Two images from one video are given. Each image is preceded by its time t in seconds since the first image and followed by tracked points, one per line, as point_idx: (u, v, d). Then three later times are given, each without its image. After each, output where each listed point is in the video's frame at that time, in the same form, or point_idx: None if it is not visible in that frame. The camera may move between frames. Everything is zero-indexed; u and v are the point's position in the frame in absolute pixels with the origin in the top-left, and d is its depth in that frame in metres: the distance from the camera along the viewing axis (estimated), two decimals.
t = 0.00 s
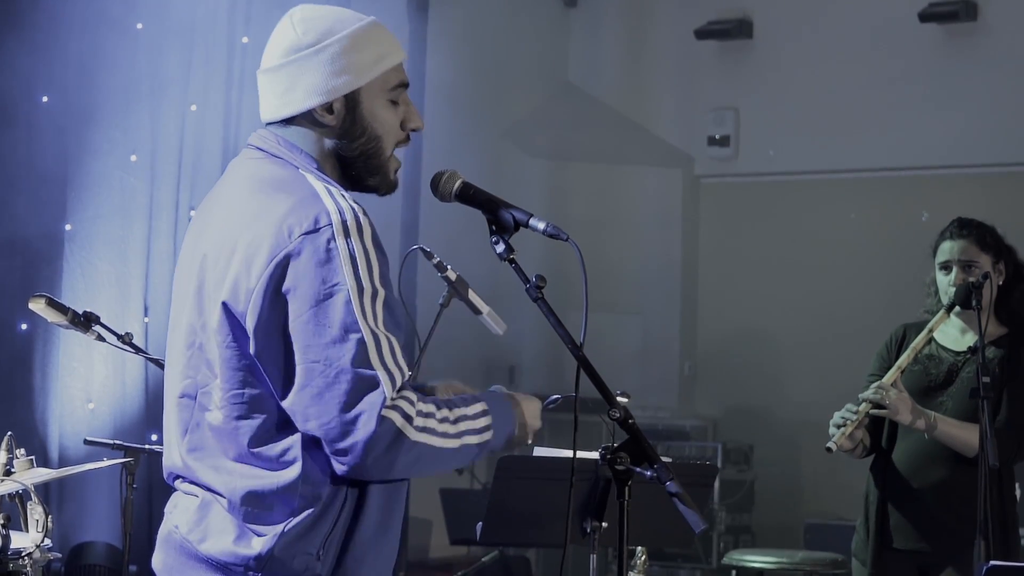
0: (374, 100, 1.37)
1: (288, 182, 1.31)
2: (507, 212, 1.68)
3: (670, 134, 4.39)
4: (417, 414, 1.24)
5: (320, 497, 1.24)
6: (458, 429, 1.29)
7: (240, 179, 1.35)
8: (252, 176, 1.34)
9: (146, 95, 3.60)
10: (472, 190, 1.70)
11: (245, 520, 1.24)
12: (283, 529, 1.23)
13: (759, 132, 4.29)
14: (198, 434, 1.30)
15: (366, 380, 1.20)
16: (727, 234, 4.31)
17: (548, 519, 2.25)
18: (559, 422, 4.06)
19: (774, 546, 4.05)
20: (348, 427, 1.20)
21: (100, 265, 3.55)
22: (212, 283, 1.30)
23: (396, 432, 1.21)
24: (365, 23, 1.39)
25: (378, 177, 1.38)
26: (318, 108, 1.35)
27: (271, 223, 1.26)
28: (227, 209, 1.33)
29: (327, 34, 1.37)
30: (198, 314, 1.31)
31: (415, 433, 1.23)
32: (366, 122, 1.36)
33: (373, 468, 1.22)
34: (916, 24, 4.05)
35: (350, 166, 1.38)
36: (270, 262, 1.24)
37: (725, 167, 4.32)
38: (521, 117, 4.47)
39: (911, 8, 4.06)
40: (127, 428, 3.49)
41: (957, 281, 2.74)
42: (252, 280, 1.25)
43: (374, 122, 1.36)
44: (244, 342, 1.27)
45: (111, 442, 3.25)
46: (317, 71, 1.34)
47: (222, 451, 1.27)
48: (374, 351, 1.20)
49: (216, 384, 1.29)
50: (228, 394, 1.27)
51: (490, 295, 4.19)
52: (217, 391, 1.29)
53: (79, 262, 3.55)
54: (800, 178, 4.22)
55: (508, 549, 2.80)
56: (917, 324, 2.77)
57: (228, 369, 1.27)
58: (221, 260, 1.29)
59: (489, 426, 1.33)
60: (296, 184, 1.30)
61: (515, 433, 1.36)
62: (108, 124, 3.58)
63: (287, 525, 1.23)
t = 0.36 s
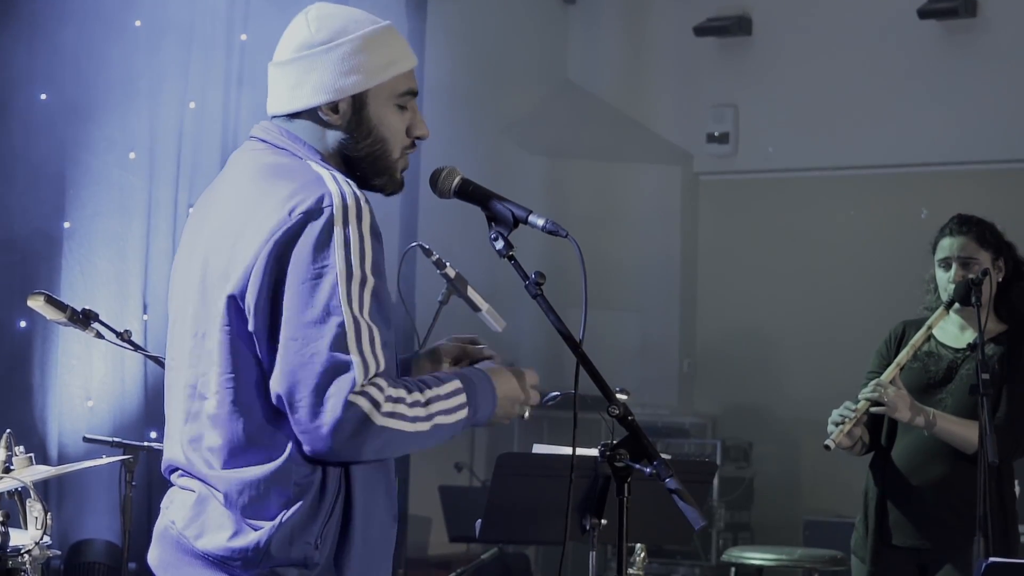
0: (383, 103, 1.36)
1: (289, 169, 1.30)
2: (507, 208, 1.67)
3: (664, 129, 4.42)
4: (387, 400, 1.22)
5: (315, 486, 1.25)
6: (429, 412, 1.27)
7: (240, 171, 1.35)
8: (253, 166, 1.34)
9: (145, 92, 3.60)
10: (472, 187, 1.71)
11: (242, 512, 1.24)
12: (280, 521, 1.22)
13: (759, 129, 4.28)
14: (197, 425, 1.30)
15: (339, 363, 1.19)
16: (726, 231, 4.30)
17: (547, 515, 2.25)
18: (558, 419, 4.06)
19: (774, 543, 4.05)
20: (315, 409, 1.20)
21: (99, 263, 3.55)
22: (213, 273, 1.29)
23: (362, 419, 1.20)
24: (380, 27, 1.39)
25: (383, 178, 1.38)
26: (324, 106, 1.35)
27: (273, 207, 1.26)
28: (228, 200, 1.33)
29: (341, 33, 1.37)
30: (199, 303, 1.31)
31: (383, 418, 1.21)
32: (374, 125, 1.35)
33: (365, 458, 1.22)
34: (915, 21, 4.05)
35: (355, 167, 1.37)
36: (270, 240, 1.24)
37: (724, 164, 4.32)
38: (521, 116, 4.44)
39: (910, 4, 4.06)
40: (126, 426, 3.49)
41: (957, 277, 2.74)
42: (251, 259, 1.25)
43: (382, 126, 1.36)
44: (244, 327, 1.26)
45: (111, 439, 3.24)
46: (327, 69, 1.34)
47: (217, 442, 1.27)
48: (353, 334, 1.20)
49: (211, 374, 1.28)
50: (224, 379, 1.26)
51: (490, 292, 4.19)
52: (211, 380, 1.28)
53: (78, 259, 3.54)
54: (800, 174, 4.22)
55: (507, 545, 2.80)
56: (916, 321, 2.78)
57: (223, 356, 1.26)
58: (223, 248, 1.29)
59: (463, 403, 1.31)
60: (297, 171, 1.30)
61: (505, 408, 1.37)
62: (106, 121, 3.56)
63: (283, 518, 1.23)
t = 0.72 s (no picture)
0: (373, 93, 1.36)
1: (289, 178, 1.30)
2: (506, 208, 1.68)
3: (665, 129, 4.41)
4: (408, 415, 1.25)
5: (315, 488, 1.25)
6: (444, 430, 1.29)
7: (238, 175, 1.35)
8: (250, 171, 1.33)
9: (143, 89, 3.59)
10: (470, 186, 1.70)
11: (241, 513, 1.24)
12: (280, 521, 1.23)
13: (757, 129, 4.28)
14: (195, 428, 1.30)
15: (364, 379, 1.20)
16: (725, 231, 4.30)
17: (546, 515, 2.25)
18: (556, 418, 4.06)
19: (772, 543, 4.05)
20: (341, 427, 1.21)
21: (99, 261, 3.54)
22: (211, 278, 1.29)
23: (389, 434, 1.22)
24: (364, 16, 1.38)
25: (379, 170, 1.38)
26: (314, 101, 1.34)
27: (271, 219, 1.25)
28: (225, 205, 1.32)
29: (325, 27, 1.36)
30: (197, 308, 1.30)
31: (406, 432, 1.24)
32: (364, 118, 1.35)
33: (370, 461, 1.22)
34: (915, 20, 4.04)
35: (349, 161, 1.37)
36: (270, 258, 1.23)
37: (723, 164, 4.32)
38: (519, 113, 4.43)
39: (910, 4, 4.06)
40: (125, 424, 3.49)
41: (956, 277, 2.74)
42: (253, 275, 1.24)
43: (372, 117, 1.36)
44: (243, 336, 1.26)
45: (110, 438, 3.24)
46: (314, 65, 1.34)
47: (217, 446, 1.27)
48: (371, 350, 1.21)
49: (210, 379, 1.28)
50: (224, 388, 1.26)
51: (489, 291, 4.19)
52: (210, 386, 1.28)
53: (78, 257, 3.54)
54: (799, 174, 4.22)
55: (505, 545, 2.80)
56: (915, 321, 2.78)
57: (222, 364, 1.26)
58: (220, 254, 1.29)
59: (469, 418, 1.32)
60: (296, 180, 1.29)
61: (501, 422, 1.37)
62: (104, 119, 3.56)
63: (283, 518, 1.23)
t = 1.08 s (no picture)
0: (373, 97, 1.37)
1: (297, 191, 1.29)
2: (505, 214, 1.68)
3: (662, 132, 4.42)
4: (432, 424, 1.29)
5: (319, 491, 1.25)
6: (470, 438, 1.33)
7: (240, 184, 1.33)
8: (254, 180, 1.32)
9: (142, 91, 3.59)
10: (469, 191, 1.71)
11: (244, 515, 1.24)
12: (281, 523, 1.23)
13: (755, 133, 4.29)
14: (201, 437, 1.29)
15: (390, 396, 1.23)
16: (722, 235, 4.31)
17: (544, 518, 2.25)
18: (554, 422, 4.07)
19: (769, 546, 4.05)
20: (366, 438, 1.24)
21: (96, 264, 3.53)
22: (219, 291, 1.27)
23: (414, 443, 1.25)
24: (361, 22, 1.38)
25: (381, 173, 1.38)
26: (316, 108, 1.35)
27: (287, 236, 1.24)
28: (227, 214, 1.30)
29: (323, 33, 1.36)
30: (203, 321, 1.28)
31: (431, 441, 1.28)
32: (367, 121, 1.36)
33: (398, 468, 1.25)
34: (912, 26, 4.06)
35: (352, 165, 1.38)
36: (290, 276, 1.23)
37: (721, 168, 4.32)
38: (518, 116, 4.42)
39: (908, 9, 4.06)
40: (122, 427, 3.49)
41: (955, 282, 2.74)
42: (270, 293, 1.23)
43: (373, 120, 1.36)
44: (255, 352, 1.25)
45: (108, 441, 3.23)
46: (313, 71, 1.34)
47: (221, 449, 1.27)
48: (394, 364, 1.24)
49: (217, 393, 1.27)
50: (238, 404, 1.25)
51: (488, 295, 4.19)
52: (218, 400, 1.26)
53: (76, 259, 3.52)
54: (798, 179, 4.22)
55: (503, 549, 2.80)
56: (914, 325, 2.79)
57: (236, 379, 1.25)
58: (228, 267, 1.27)
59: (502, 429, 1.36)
60: (305, 192, 1.29)
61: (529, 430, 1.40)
62: (103, 121, 3.55)
63: (286, 520, 1.23)
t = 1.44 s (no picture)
0: (371, 101, 1.34)
1: (315, 203, 1.24)
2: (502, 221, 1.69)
3: (659, 138, 4.44)
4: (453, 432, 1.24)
5: (335, 498, 1.20)
6: (478, 448, 1.27)
7: (253, 193, 1.26)
8: (270, 191, 1.26)
9: (142, 100, 3.58)
10: (467, 198, 1.71)
11: (260, 523, 1.18)
12: (301, 530, 1.17)
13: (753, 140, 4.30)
14: (215, 450, 1.21)
15: (419, 408, 1.19)
16: (719, 243, 4.33)
17: (543, 525, 2.25)
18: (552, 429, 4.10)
19: (768, 553, 4.05)
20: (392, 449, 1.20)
21: (94, 270, 3.52)
22: (239, 303, 1.20)
23: (437, 451, 1.21)
24: (353, 27, 1.36)
25: (382, 178, 1.36)
26: (314, 116, 1.32)
27: (313, 247, 1.19)
28: (243, 223, 1.23)
29: (318, 41, 1.34)
30: (219, 335, 1.21)
31: (453, 450, 1.23)
32: (365, 126, 1.33)
33: (421, 476, 1.21)
34: (909, 32, 4.06)
35: (352, 171, 1.35)
36: (319, 290, 1.17)
37: (719, 175, 4.33)
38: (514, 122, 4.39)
39: (906, 15, 4.07)
40: (120, 433, 3.47)
41: (952, 289, 2.75)
42: (298, 306, 1.17)
43: (373, 125, 1.34)
44: (280, 367, 1.19)
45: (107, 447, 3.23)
46: (310, 80, 1.31)
47: (237, 457, 1.20)
48: (420, 377, 1.20)
49: (234, 407, 1.19)
50: (259, 418, 1.18)
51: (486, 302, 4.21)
52: (237, 415, 1.19)
53: (75, 266, 3.51)
54: (797, 186, 4.22)
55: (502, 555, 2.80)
56: (911, 332, 2.79)
57: (256, 395, 1.18)
58: (249, 278, 1.20)
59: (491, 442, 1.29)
60: (323, 205, 1.24)
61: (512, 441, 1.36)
62: (101, 127, 3.55)
63: (305, 526, 1.18)
